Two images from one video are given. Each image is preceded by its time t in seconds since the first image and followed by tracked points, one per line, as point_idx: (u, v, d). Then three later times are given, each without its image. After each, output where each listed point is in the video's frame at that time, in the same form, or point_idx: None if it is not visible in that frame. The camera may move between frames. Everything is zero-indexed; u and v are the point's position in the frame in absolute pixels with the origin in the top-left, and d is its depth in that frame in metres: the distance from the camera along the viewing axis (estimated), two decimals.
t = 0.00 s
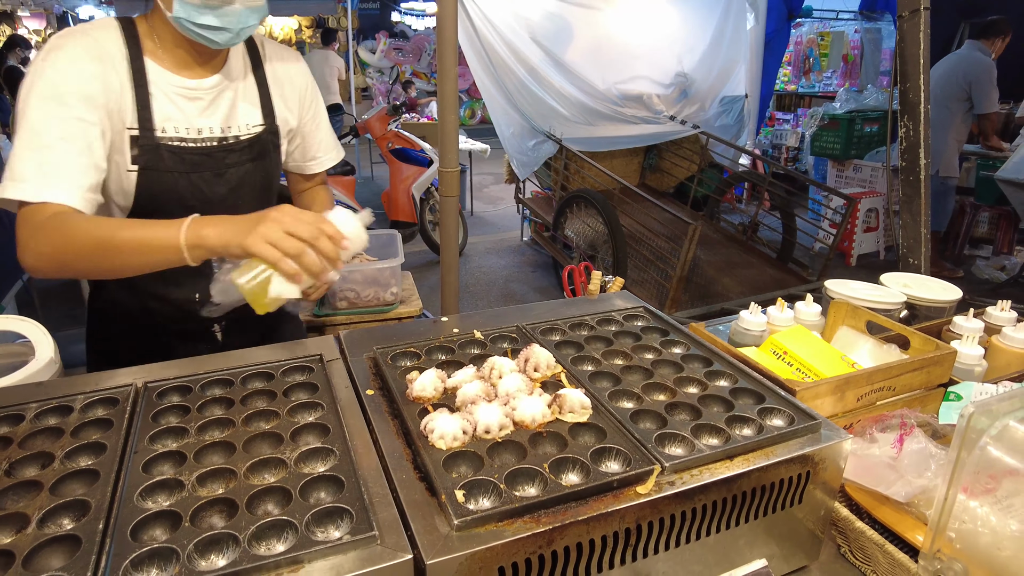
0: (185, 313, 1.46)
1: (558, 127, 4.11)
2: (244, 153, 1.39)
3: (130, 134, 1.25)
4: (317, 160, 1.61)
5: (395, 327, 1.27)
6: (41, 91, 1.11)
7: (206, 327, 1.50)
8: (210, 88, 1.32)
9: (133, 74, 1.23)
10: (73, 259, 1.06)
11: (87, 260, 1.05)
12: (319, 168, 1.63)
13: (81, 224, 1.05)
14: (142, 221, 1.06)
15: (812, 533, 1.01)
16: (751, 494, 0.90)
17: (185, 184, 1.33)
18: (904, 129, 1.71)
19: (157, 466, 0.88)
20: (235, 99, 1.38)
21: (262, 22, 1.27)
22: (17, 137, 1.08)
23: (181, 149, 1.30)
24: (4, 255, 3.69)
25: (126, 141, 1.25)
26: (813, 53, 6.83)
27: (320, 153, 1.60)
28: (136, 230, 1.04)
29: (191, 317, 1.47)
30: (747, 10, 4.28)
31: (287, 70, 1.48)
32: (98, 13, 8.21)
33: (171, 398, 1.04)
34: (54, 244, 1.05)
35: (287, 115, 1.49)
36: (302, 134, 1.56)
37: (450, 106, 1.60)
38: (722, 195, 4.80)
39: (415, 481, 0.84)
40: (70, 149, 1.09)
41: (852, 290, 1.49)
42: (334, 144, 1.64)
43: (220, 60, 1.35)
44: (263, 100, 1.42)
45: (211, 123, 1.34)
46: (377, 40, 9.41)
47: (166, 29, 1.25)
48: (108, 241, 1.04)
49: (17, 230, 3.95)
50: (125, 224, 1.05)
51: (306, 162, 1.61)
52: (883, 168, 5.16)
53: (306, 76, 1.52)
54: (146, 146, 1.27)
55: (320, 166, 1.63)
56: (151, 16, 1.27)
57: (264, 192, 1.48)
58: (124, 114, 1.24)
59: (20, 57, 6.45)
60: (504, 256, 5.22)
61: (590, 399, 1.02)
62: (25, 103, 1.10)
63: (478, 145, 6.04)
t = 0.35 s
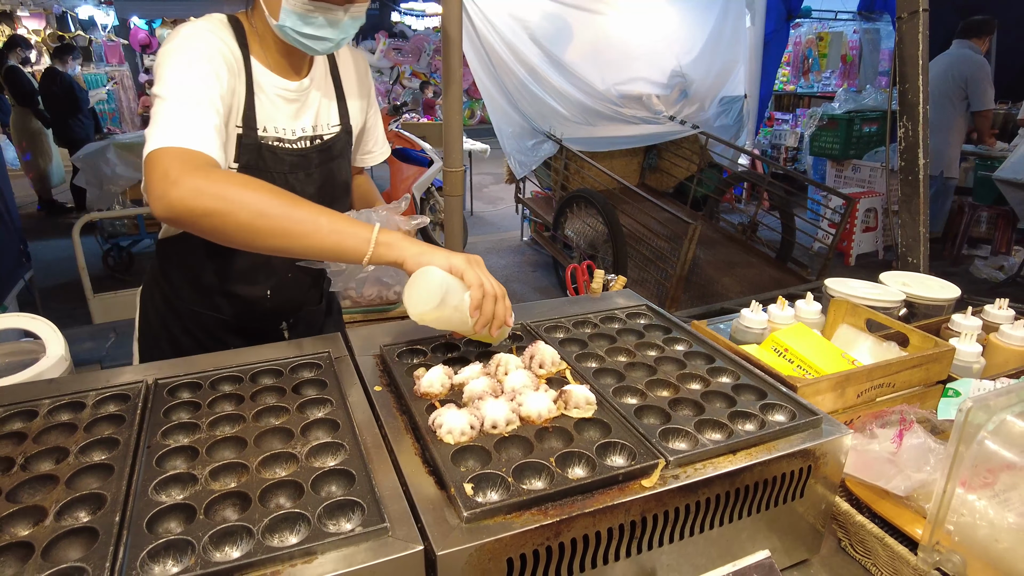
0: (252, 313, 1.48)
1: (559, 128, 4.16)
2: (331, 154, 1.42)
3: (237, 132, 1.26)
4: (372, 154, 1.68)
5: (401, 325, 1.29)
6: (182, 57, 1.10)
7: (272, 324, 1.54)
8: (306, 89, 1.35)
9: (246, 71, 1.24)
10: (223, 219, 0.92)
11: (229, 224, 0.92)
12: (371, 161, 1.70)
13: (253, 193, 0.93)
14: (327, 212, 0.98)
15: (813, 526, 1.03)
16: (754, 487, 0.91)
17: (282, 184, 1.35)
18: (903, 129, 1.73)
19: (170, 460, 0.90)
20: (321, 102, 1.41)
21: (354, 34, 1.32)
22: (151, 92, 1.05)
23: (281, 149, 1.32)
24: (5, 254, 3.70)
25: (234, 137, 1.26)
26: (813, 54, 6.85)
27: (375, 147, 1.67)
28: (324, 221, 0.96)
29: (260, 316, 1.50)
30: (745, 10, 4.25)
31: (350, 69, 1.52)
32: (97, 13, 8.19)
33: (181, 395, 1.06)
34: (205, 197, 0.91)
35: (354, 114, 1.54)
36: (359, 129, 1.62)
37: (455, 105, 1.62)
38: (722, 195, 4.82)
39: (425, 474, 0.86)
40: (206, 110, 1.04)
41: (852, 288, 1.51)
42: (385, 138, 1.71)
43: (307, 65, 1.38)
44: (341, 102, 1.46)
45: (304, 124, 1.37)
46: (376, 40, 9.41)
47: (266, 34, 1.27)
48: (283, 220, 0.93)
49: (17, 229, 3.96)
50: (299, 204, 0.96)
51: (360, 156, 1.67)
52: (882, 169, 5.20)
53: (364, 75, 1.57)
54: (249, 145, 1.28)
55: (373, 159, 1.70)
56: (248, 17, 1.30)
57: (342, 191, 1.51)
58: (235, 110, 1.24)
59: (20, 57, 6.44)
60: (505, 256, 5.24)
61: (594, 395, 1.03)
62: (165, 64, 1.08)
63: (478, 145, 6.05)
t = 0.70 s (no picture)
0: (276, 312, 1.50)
1: (558, 128, 4.19)
2: (357, 154, 1.42)
3: (261, 127, 1.31)
4: (397, 160, 1.68)
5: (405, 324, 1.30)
6: (191, 36, 1.14)
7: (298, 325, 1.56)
8: (334, 88, 1.37)
9: (270, 66, 1.29)
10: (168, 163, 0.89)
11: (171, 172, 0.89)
12: (395, 167, 1.71)
13: (203, 146, 0.91)
14: (278, 176, 0.96)
15: (812, 522, 1.04)
16: (754, 483, 0.93)
17: (307, 182, 1.37)
18: (901, 130, 1.75)
19: (180, 457, 0.91)
20: (349, 102, 1.43)
21: (385, 38, 1.32)
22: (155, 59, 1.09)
23: (305, 146, 1.34)
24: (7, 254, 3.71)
25: (258, 132, 1.31)
26: (812, 54, 6.86)
27: (400, 152, 1.68)
28: (275, 184, 0.94)
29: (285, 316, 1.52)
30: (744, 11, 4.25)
31: (383, 75, 1.57)
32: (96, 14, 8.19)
33: (190, 393, 1.07)
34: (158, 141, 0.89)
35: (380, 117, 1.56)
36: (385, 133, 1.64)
37: (460, 105, 1.63)
38: (721, 195, 4.84)
39: (432, 470, 0.87)
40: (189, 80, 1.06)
41: (851, 287, 1.52)
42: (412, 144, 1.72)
43: (338, 66, 1.40)
44: (369, 103, 1.48)
45: (331, 123, 1.39)
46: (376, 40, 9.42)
47: (298, 33, 1.30)
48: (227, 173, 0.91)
49: (18, 229, 3.97)
50: (250, 164, 0.94)
51: (386, 160, 1.68)
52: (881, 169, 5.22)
53: (396, 82, 1.61)
54: (274, 141, 1.31)
55: (398, 164, 1.70)
56: (283, 15, 1.32)
57: (368, 192, 1.52)
58: (256, 105, 1.29)
59: (20, 57, 6.44)
60: (505, 256, 5.25)
61: (598, 393, 1.05)
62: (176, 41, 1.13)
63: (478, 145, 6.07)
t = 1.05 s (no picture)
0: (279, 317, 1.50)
1: (558, 128, 4.20)
2: (360, 161, 1.45)
3: (266, 138, 1.29)
4: (402, 161, 1.70)
5: (407, 323, 1.31)
6: (208, 60, 1.10)
7: (299, 328, 1.55)
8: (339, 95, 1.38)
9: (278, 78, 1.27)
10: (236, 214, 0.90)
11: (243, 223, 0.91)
12: (400, 168, 1.72)
13: (266, 192, 0.93)
14: (339, 211, 0.98)
15: (813, 520, 1.05)
16: (756, 481, 0.94)
17: (310, 191, 1.39)
18: (900, 131, 1.76)
19: (185, 456, 0.92)
20: (354, 110, 1.44)
21: (390, 45, 1.34)
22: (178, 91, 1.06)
23: (310, 156, 1.35)
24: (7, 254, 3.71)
25: (263, 142, 1.30)
26: (810, 54, 6.87)
27: (405, 154, 1.70)
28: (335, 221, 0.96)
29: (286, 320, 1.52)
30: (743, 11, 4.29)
31: (392, 78, 1.58)
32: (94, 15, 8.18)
33: (194, 393, 1.08)
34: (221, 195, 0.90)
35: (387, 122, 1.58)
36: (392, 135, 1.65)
37: (461, 107, 1.64)
38: (720, 195, 4.85)
39: (436, 470, 0.88)
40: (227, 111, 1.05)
41: (851, 287, 1.53)
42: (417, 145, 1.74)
43: (343, 72, 1.40)
44: (374, 108, 1.49)
45: (336, 131, 1.40)
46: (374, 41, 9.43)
47: (303, 39, 1.29)
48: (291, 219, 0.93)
49: (18, 229, 3.98)
50: (309, 202, 0.96)
51: (392, 161, 1.69)
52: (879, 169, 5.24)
53: (404, 85, 1.62)
54: (278, 151, 1.30)
55: (403, 166, 1.72)
56: (287, 21, 1.31)
57: (372, 198, 1.54)
58: (263, 118, 1.27)
59: (19, 58, 6.43)
60: (504, 256, 5.25)
61: (600, 392, 1.05)
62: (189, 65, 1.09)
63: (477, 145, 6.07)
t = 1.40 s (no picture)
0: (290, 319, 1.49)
1: (557, 127, 4.17)
2: (375, 159, 1.44)
3: (280, 135, 1.29)
4: (417, 161, 1.71)
5: (412, 321, 1.30)
6: (211, 60, 1.10)
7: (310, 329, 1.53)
8: (355, 91, 1.38)
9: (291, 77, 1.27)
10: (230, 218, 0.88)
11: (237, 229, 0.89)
12: (414, 167, 1.73)
13: (255, 188, 0.89)
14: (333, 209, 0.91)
15: (820, 518, 1.05)
16: (764, 479, 0.93)
17: (325, 191, 1.38)
18: (903, 129, 1.76)
19: (191, 455, 0.92)
20: (370, 107, 1.44)
21: (407, 30, 1.34)
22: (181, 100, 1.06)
23: (324, 154, 1.35)
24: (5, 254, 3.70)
25: (278, 139, 1.29)
26: (808, 54, 6.86)
27: (420, 154, 1.71)
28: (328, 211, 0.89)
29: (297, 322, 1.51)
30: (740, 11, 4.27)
31: (406, 74, 1.58)
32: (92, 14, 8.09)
33: (199, 391, 1.07)
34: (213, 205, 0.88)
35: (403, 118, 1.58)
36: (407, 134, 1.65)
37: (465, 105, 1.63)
38: (718, 195, 4.85)
39: (444, 467, 0.88)
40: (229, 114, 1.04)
41: (853, 285, 1.54)
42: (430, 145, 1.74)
43: (358, 67, 1.41)
44: (390, 106, 1.48)
45: (351, 129, 1.40)
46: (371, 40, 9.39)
47: (318, 31, 1.30)
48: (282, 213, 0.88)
49: (16, 229, 3.97)
50: (305, 197, 0.91)
51: (406, 161, 1.70)
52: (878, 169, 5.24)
53: (419, 83, 1.62)
54: (293, 150, 1.30)
55: (417, 166, 1.73)
56: (301, 16, 1.33)
57: (386, 198, 1.55)
58: (278, 115, 1.27)
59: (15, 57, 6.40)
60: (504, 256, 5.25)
61: (607, 390, 1.05)
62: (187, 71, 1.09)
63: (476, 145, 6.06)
